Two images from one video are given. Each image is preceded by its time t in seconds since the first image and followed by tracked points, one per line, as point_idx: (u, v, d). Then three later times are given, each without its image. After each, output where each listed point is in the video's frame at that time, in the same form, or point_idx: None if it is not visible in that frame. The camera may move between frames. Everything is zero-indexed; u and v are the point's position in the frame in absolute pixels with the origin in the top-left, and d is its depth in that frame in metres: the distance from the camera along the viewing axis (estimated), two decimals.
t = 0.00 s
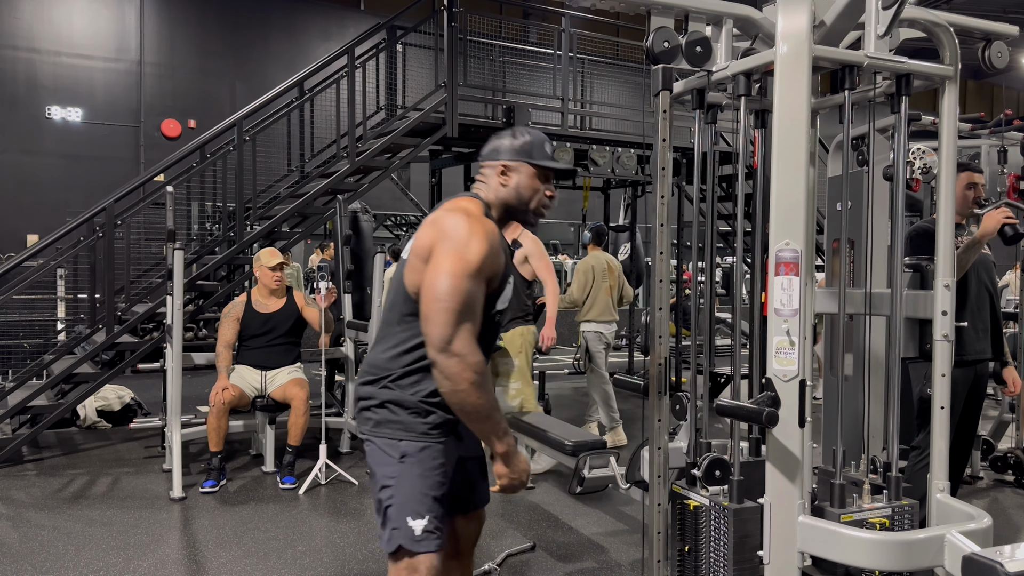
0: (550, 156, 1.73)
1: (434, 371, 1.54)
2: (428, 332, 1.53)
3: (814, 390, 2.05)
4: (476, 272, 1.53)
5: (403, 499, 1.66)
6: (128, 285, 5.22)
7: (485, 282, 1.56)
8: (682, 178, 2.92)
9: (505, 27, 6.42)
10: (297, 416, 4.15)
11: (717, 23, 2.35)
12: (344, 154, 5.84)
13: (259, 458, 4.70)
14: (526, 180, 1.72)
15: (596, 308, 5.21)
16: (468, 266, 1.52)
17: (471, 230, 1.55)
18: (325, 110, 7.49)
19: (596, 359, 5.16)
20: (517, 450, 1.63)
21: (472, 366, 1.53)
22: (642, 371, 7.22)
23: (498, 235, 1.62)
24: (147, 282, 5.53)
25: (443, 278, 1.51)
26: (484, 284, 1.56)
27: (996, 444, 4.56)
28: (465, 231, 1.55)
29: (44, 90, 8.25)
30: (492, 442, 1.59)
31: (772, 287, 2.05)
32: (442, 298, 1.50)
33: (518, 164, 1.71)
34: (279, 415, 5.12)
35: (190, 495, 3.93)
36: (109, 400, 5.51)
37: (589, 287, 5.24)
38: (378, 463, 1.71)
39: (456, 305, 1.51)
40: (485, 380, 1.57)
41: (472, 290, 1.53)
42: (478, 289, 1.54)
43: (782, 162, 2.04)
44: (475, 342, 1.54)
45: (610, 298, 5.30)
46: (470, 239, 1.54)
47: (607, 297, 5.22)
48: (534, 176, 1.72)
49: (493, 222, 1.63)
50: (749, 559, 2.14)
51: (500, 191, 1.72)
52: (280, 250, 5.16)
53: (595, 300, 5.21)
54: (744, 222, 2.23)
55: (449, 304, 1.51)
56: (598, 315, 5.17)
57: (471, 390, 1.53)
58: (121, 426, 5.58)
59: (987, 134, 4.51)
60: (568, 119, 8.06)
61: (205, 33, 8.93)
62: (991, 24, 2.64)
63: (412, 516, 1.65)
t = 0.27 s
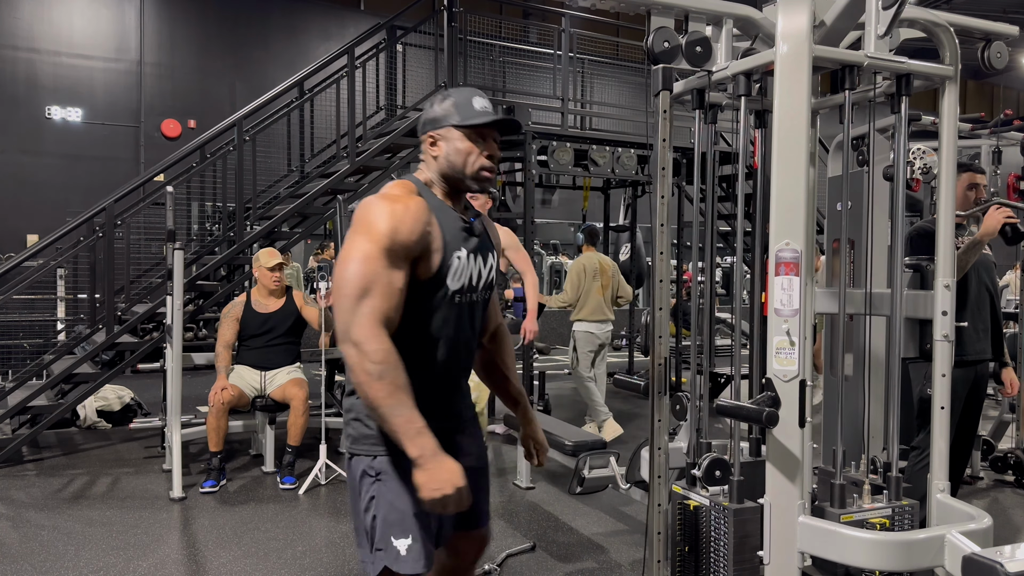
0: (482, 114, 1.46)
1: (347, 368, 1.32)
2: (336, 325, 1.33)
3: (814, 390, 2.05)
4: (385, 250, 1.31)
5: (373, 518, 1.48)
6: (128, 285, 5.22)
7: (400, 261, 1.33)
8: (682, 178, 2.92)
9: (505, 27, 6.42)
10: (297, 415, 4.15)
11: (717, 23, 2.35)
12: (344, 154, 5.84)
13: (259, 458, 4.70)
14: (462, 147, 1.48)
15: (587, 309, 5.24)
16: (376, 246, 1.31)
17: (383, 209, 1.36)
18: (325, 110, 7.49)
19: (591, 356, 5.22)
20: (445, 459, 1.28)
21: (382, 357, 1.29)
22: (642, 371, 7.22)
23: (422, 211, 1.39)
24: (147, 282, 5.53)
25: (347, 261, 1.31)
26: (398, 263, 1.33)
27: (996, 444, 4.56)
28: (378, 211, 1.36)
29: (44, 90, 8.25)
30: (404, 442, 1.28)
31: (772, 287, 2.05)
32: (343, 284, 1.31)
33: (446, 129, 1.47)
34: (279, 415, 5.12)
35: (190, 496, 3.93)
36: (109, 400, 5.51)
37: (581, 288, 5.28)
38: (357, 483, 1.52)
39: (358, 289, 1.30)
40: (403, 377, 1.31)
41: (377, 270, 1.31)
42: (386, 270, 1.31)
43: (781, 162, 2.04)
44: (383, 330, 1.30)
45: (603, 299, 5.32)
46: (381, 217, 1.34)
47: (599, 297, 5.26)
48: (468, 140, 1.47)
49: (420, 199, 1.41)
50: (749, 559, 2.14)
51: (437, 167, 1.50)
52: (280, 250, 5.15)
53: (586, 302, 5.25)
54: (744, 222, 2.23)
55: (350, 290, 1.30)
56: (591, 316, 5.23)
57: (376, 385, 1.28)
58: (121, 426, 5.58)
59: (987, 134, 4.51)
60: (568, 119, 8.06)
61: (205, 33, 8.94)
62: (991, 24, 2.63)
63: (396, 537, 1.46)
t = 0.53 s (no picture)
0: (443, 88, 1.35)
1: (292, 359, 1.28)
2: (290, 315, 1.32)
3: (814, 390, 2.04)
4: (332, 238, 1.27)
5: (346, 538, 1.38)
6: (128, 285, 5.22)
7: (346, 249, 1.27)
8: (682, 178, 2.92)
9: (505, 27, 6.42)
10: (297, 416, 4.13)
11: (717, 23, 2.35)
12: (343, 154, 5.83)
13: (259, 458, 4.69)
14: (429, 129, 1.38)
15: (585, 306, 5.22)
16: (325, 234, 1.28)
17: (341, 197, 1.32)
18: (325, 110, 7.49)
19: (584, 356, 5.28)
20: (343, 459, 1.16)
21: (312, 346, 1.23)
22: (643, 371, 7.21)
23: (383, 201, 1.33)
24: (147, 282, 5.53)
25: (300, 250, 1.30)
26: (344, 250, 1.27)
27: (996, 444, 4.56)
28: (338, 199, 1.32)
29: (44, 90, 8.25)
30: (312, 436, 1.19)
31: (772, 287, 2.05)
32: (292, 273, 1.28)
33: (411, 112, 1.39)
34: (278, 415, 5.11)
35: (190, 496, 3.93)
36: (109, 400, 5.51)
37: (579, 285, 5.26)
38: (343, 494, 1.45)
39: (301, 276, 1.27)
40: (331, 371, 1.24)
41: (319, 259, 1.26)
42: (330, 258, 1.26)
43: (781, 163, 2.04)
44: (317, 318, 1.24)
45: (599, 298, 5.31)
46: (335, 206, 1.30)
47: (595, 296, 5.26)
48: (434, 121, 1.37)
49: (387, 189, 1.36)
50: (749, 559, 2.14)
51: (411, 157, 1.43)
52: (280, 250, 5.15)
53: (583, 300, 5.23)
54: (744, 222, 2.22)
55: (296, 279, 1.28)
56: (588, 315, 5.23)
57: (296, 373, 1.21)
58: (121, 426, 5.58)
59: (987, 134, 4.51)
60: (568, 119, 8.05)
61: (205, 33, 8.94)
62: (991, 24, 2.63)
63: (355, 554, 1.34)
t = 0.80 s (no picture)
0: (471, 81, 1.20)
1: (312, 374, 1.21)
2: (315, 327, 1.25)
3: (814, 390, 2.04)
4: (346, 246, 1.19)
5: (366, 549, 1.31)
6: (128, 285, 5.22)
7: (361, 258, 1.18)
8: (682, 178, 2.91)
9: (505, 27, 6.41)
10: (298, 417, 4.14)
11: (717, 23, 2.35)
12: (344, 154, 5.83)
13: (259, 458, 4.69)
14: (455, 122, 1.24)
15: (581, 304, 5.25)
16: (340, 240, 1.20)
17: (360, 200, 1.23)
18: (324, 110, 7.49)
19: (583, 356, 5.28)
20: (352, 492, 1.09)
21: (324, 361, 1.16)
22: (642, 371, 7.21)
23: (401, 202, 1.22)
24: (147, 282, 5.53)
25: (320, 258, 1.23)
26: (357, 259, 1.18)
27: (996, 444, 4.57)
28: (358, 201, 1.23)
29: (44, 90, 8.25)
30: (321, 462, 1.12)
31: (772, 287, 2.05)
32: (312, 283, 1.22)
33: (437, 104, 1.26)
34: (279, 415, 5.12)
35: (190, 496, 3.93)
36: (109, 399, 5.51)
37: (577, 284, 5.26)
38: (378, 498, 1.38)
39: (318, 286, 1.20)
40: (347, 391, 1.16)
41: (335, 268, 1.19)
42: (345, 267, 1.18)
43: (781, 163, 2.04)
44: (335, 332, 1.17)
45: (595, 295, 5.35)
46: (352, 209, 1.21)
47: (591, 296, 5.27)
48: (460, 114, 1.23)
49: (409, 186, 1.24)
50: (749, 559, 2.13)
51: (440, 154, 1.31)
52: (280, 250, 5.15)
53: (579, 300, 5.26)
54: (744, 222, 2.21)
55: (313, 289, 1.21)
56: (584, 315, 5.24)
57: (311, 392, 1.15)
58: (121, 426, 5.57)
59: (986, 134, 4.51)
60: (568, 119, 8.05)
61: (205, 33, 8.94)
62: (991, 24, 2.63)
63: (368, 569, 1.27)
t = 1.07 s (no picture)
0: (532, 64, 1.17)
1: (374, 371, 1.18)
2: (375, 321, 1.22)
3: (814, 391, 2.04)
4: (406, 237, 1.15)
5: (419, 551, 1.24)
6: (128, 285, 5.21)
7: (421, 249, 1.15)
8: (682, 178, 2.91)
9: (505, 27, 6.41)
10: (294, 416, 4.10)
11: (717, 23, 2.35)
12: (344, 154, 5.83)
13: (259, 458, 4.69)
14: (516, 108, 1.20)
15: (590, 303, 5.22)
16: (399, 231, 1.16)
17: (418, 189, 1.19)
18: (324, 110, 7.48)
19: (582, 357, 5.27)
20: (424, 496, 1.09)
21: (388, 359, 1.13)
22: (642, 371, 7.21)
23: (460, 191, 1.18)
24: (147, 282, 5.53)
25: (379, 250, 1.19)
26: (418, 251, 1.15)
27: (996, 444, 4.56)
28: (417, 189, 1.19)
29: (44, 90, 8.24)
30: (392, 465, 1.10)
31: (772, 287, 2.04)
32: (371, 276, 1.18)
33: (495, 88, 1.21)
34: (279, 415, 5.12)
35: (190, 496, 3.92)
36: (109, 399, 5.51)
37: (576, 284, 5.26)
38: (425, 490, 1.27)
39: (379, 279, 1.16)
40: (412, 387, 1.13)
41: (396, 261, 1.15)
42: (406, 260, 1.15)
43: (782, 163, 2.04)
44: (398, 330, 1.14)
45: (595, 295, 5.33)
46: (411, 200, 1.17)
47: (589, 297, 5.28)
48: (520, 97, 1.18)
49: (466, 176, 1.20)
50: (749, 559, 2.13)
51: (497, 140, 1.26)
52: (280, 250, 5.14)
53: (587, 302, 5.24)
54: (744, 222, 2.20)
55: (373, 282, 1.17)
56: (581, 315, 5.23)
57: (375, 393, 1.13)
58: (121, 426, 5.57)
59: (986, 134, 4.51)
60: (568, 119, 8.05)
61: (205, 33, 8.93)
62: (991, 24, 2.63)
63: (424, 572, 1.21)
